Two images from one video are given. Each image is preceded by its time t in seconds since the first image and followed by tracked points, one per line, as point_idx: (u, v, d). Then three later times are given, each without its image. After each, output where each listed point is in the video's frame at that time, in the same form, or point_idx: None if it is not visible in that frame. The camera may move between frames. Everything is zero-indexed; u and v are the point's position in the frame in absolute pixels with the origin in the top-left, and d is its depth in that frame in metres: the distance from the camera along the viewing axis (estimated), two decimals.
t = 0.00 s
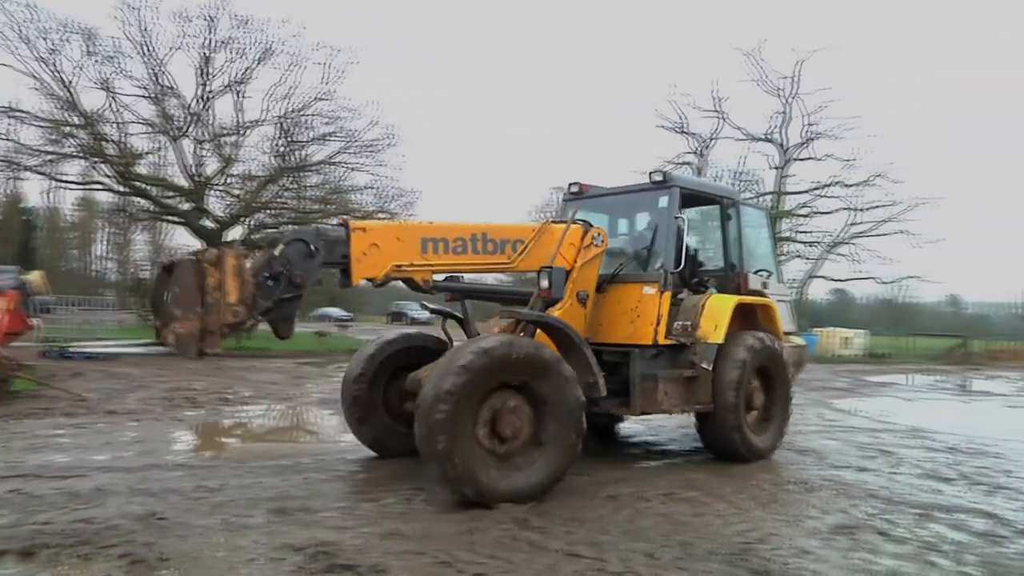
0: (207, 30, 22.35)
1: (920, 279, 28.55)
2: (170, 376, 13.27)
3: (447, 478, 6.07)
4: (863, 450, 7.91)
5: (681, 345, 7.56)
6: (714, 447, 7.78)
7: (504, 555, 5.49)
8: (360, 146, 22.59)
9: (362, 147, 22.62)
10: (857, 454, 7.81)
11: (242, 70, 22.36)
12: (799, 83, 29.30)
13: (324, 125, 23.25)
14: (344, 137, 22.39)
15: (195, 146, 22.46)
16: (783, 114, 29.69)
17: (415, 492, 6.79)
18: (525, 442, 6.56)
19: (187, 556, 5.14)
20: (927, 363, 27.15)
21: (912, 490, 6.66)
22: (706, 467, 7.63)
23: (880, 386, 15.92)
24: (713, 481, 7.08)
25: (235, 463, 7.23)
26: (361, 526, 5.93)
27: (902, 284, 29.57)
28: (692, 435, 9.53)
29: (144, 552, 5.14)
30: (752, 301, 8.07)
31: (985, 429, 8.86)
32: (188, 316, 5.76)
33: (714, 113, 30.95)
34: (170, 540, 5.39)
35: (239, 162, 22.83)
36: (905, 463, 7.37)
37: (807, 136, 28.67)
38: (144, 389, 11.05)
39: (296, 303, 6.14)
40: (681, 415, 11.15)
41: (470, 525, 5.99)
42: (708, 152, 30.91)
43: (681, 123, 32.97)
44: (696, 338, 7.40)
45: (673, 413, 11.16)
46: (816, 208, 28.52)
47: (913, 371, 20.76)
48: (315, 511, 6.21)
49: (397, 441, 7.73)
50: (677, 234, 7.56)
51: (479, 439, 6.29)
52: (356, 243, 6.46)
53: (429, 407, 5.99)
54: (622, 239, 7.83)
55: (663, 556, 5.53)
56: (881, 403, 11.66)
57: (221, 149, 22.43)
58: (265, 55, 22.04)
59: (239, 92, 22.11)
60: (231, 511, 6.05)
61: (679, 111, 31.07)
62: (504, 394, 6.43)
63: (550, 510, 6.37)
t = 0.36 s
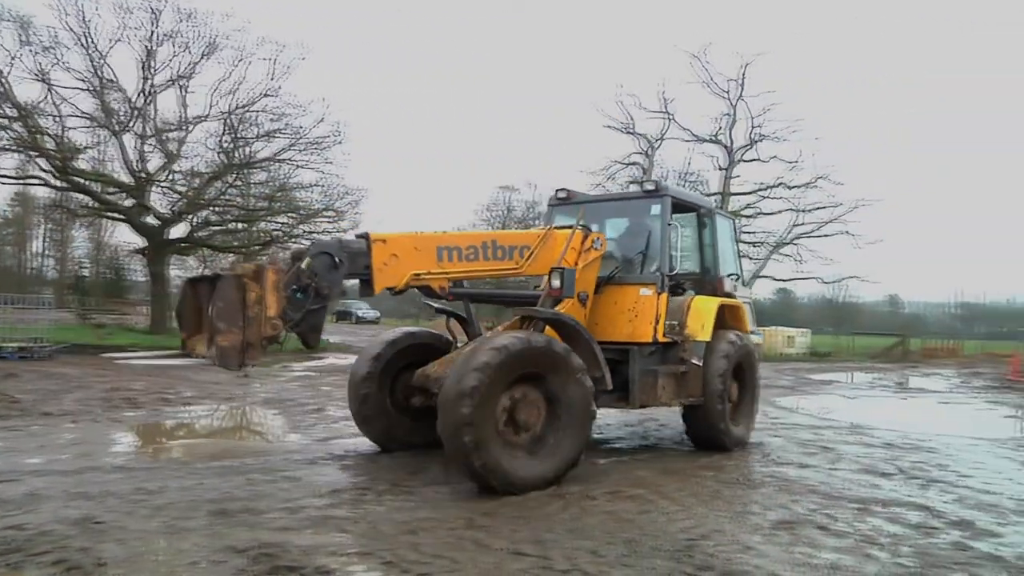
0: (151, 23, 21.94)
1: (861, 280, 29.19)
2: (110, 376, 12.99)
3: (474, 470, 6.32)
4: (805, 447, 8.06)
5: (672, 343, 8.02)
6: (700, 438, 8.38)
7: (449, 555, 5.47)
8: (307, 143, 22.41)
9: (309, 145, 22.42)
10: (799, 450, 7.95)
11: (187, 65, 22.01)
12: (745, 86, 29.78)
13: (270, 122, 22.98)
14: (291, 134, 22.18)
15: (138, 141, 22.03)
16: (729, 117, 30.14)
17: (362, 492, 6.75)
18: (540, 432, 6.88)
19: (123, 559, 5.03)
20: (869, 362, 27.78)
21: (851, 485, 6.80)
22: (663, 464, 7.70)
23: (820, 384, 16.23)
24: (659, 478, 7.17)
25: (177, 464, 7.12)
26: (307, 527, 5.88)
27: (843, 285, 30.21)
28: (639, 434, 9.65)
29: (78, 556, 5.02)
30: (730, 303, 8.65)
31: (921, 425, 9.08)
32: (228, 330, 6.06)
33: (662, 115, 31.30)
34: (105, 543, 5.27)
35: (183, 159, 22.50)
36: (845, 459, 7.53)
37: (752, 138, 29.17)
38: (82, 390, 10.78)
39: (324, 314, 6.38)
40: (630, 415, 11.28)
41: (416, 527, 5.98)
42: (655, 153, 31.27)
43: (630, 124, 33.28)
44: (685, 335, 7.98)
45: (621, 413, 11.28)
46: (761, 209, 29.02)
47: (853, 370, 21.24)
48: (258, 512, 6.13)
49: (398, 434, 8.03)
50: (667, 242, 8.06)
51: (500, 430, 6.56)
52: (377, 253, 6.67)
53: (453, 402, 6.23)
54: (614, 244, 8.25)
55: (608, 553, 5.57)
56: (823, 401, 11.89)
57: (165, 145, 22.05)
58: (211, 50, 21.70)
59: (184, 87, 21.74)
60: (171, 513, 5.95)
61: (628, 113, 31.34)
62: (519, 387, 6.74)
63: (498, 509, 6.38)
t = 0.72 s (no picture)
0: (89, 14, 21.42)
1: (803, 280, 29.65)
2: (45, 377, 12.64)
3: (493, 459, 6.70)
4: (748, 444, 8.19)
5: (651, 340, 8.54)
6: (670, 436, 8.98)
7: (394, 555, 5.44)
8: (251, 140, 22.10)
9: (253, 141, 22.10)
10: (742, 447, 8.07)
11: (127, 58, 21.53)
12: (690, 87, 30.11)
13: (214, 118, 22.61)
14: (234, 131, 21.85)
15: (76, 135, 21.50)
16: (675, 117, 30.43)
17: (307, 493, 6.68)
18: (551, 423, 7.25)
19: (57, 565, 4.91)
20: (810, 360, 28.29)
21: (792, 482, 6.93)
22: (615, 461, 7.75)
23: (762, 382, 16.49)
24: (607, 475, 7.24)
25: (114, 465, 6.97)
26: (250, 528, 5.82)
27: (785, 284, 30.69)
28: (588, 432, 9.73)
29: (10, 563, 4.89)
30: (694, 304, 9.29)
31: (860, 421, 9.29)
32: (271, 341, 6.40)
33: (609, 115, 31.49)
34: (39, 549, 5.14)
35: (123, 154, 22.04)
36: (787, 456, 7.67)
37: (697, 138, 29.47)
38: (15, 391, 10.48)
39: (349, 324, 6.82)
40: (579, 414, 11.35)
41: (362, 528, 5.94)
42: (601, 153, 31.44)
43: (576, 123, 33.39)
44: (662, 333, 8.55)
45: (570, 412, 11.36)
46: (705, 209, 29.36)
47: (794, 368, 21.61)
48: (200, 513, 6.05)
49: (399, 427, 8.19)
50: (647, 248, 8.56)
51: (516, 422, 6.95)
52: (395, 263, 7.14)
53: (476, 395, 6.60)
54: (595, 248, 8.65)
55: (553, 552, 5.59)
56: (766, 399, 12.09)
57: (104, 139, 21.56)
58: (152, 43, 21.27)
59: (124, 80, 21.27)
60: (109, 516, 5.82)
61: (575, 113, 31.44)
62: (534, 381, 7.11)
63: (445, 510, 6.38)
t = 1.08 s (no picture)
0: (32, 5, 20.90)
1: (752, 280, 30.06)
2: None
3: (512, 448, 7.01)
4: (699, 442, 8.29)
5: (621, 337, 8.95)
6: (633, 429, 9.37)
7: (346, 556, 5.40)
8: (201, 137, 21.78)
9: (204, 138, 21.80)
10: (692, 445, 8.17)
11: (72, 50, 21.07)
12: (642, 89, 30.37)
13: (162, 114, 22.25)
14: (184, 127, 21.51)
15: (18, 129, 20.95)
16: (628, 118, 30.67)
17: (257, 494, 6.61)
18: (558, 415, 7.61)
19: None
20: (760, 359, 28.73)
21: (742, 479, 7.03)
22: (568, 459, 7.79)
23: (712, 381, 16.71)
24: (561, 472, 7.28)
25: (55, 468, 6.82)
26: (198, 530, 5.73)
27: (736, 285, 31.11)
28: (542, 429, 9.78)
29: None
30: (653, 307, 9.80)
31: (806, 419, 9.46)
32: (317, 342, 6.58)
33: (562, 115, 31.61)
34: None
35: (68, 149, 21.56)
36: (737, 453, 7.77)
37: (650, 139, 29.69)
38: None
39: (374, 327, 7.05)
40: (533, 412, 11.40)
41: (313, 529, 5.89)
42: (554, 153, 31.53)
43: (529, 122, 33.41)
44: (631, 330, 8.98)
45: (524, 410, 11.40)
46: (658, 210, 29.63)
47: (744, 367, 21.91)
48: (145, 516, 5.94)
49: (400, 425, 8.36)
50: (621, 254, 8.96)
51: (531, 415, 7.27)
52: (411, 267, 7.44)
53: (499, 386, 6.92)
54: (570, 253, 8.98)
55: (505, 551, 5.60)
56: (717, 397, 12.26)
57: (48, 133, 21.05)
58: (98, 36, 20.83)
59: (68, 73, 20.80)
60: (51, 520, 5.69)
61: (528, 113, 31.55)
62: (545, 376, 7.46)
63: (398, 510, 6.35)
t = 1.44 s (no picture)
0: None
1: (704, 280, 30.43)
2: None
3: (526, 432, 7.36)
4: (653, 440, 8.36)
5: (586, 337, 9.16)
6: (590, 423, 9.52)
7: (300, 557, 5.35)
8: (153, 133, 21.42)
9: (156, 134, 21.46)
10: (646, 444, 8.23)
11: (17, 42, 20.57)
12: (598, 89, 30.57)
13: (113, 108, 21.84)
14: (135, 122, 21.14)
15: None
16: (584, 118, 30.84)
17: (208, 495, 6.51)
18: (559, 412, 8.00)
19: None
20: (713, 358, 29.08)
21: (695, 476, 7.10)
22: (524, 458, 7.78)
23: (665, 380, 16.85)
24: (518, 471, 7.29)
25: None
26: (146, 533, 5.63)
27: (691, 284, 31.50)
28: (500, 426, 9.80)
29: None
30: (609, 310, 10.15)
31: (757, 417, 9.58)
32: (370, 341, 7.32)
33: (519, 115, 31.68)
34: None
35: (15, 144, 21.06)
36: (691, 451, 7.85)
37: (606, 139, 29.90)
38: None
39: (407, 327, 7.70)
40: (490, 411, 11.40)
41: (266, 531, 5.82)
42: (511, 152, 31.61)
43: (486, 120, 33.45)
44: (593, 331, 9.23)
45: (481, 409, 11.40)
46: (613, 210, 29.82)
47: (696, 366, 22.11)
48: (91, 519, 5.82)
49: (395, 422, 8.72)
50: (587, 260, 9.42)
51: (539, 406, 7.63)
52: (428, 268, 7.85)
53: (521, 371, 7.33)
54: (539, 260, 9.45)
55: (460, 550, 5.59)
56: (670, 396, 12.35)
57: None
58: (45, 28, 20.37)
59: (14, 66, 20.30)
60: None
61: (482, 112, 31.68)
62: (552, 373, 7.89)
63: (352, 512, 6.30)
